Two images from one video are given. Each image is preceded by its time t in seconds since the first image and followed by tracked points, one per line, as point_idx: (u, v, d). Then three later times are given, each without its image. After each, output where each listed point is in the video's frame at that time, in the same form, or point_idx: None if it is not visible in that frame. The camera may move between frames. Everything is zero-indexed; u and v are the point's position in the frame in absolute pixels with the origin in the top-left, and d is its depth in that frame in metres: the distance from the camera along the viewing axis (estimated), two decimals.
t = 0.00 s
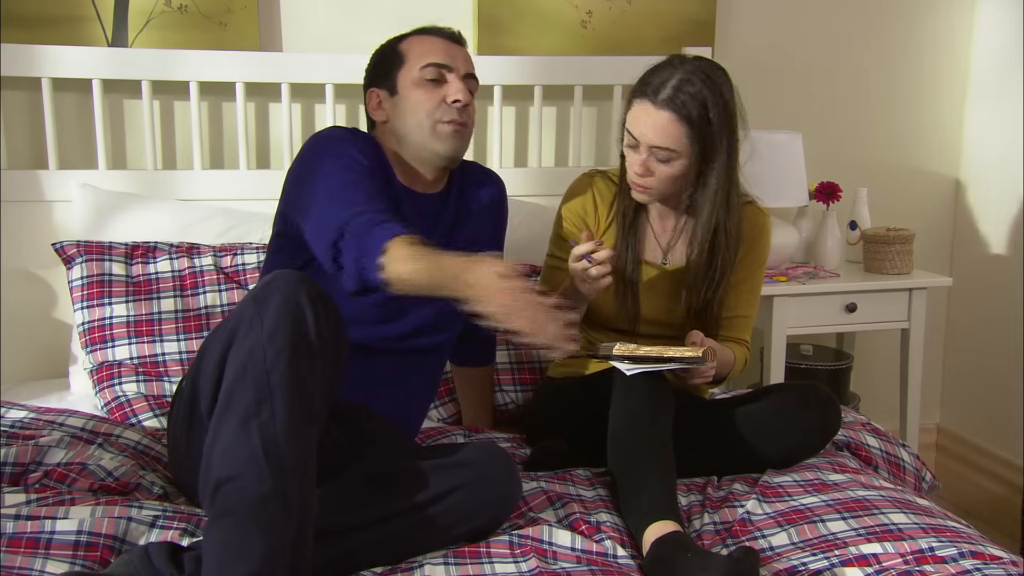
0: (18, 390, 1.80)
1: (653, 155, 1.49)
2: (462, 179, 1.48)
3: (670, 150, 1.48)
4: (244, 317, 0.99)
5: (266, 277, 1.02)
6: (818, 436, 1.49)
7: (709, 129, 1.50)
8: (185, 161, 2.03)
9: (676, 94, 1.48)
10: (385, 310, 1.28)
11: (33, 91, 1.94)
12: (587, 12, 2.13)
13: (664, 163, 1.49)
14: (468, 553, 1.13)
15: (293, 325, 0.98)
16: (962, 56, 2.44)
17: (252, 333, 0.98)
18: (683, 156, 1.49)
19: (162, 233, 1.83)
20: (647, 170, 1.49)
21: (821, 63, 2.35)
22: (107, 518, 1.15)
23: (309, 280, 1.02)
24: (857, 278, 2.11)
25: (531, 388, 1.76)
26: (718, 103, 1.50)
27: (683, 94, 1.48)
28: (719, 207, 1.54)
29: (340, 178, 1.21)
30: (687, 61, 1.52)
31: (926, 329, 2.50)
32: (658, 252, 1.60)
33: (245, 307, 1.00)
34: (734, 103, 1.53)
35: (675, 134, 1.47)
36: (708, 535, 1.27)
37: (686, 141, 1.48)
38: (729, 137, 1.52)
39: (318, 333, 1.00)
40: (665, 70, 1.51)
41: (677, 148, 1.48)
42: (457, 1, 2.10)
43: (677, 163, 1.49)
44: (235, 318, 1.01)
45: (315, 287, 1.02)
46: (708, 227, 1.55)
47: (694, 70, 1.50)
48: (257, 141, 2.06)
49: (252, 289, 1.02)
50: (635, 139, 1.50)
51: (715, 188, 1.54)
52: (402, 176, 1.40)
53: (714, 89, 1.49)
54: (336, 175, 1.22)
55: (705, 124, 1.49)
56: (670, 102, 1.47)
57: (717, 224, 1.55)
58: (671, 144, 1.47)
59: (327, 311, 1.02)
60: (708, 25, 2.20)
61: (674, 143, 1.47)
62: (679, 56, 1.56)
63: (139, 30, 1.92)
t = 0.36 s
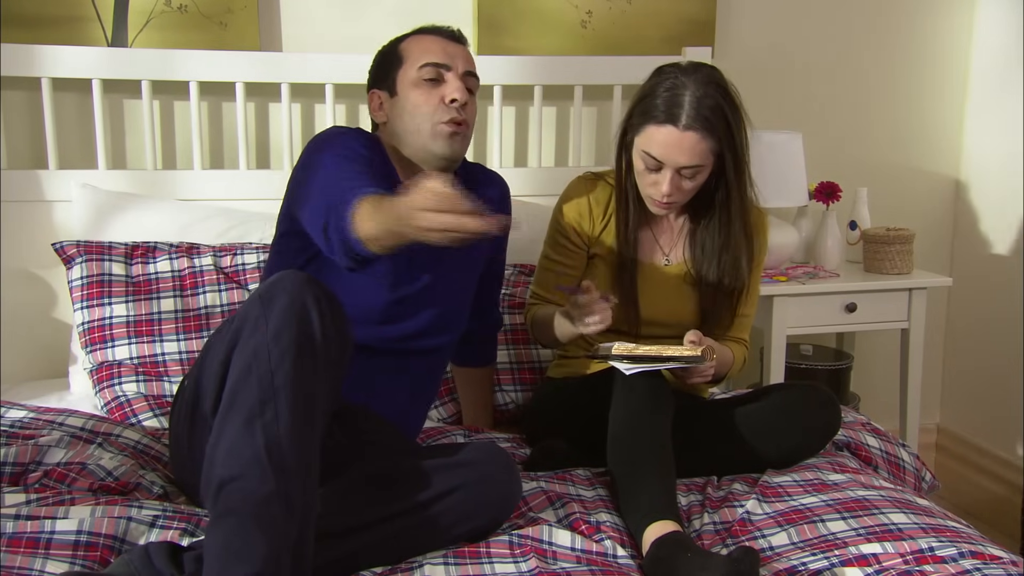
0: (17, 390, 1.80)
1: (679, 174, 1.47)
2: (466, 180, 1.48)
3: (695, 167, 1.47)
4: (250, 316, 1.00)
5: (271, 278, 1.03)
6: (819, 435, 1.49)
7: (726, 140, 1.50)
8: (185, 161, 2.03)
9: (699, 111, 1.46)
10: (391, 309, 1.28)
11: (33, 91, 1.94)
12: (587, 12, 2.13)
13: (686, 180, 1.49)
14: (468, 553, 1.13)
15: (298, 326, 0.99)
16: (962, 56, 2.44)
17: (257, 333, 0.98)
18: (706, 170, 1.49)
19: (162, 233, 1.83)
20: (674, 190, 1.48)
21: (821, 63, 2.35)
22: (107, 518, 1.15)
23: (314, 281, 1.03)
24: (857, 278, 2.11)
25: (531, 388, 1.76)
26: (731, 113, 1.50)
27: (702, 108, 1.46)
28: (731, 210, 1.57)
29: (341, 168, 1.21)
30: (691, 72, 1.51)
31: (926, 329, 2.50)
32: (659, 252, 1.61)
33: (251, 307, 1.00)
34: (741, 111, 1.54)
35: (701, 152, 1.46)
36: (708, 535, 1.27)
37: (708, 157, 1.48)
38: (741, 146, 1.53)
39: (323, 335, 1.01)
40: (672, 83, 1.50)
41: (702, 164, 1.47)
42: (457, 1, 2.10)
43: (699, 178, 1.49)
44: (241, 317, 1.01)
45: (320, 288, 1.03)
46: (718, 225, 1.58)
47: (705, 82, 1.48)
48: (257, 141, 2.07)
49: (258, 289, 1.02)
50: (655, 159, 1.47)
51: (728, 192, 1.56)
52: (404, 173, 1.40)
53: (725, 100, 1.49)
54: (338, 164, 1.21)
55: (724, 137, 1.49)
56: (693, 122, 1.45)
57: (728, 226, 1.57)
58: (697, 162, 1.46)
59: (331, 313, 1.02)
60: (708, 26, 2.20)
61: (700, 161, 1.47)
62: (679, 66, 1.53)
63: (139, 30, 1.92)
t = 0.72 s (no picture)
0: (17, 390, 1.80)
1: (676, 180, 1.47)
2: (471, 183, 1.47)
3: (692, 173, 1.47)
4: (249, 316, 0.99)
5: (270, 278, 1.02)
6: (818, 436, 1.49)
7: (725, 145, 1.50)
8: (185, 161, 2.03)
9: (699, 116, 1.46)
10: (384, 314, 1.31)
11: (33, 91, 1.94)
12: (587, 12, 2.13)
13: (683, 185, 1.49)
14: (468, 554, 1.12)
15: (298, 326, 0.98)
16: (962, 56, 2.44)
17: (257, 332, 0.98)
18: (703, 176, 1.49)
19: (162, 233, 1.83)
20: (670, 194, 1.48)
21: (820, 63, 2.35)
22: (106, 518, 1.14)
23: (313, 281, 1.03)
24: (857, 278, 2.11)
25: (530, 388, 1.76)
26: (729, 117, 1.50)
27: (703, 114, 1.46)
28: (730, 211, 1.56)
29: (321, 177, 1.21)
30: (693, 75, 1.51)
31: (926, 329, 2.50)
32: (658, 255, 1.61)
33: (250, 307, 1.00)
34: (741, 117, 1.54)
35: (698, 158, 1.46)
36: (707, 535, 1.27)
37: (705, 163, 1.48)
38: (739, 151, 1.53)
39: (322, 334, 1.00)
40: (673, 87, 1.49)
41: (699, 170, 1.47)
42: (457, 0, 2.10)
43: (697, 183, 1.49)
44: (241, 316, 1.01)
45: (319, 288, 1.02)
46: (715, 229, 1.57)
47: (706, 87, 1.48)
48: (257, 141, 2.06)
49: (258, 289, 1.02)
50: (653, 163, 1.47)
51: (725, 196, 1.56)
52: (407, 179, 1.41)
53: (726, 107, 1.49)
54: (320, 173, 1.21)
55: (721, 142, 1.49)
56: (692, 127, 1.45)
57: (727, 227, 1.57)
58: (695, 168, 1.47)
59: (330, 312, 1.02)
60: (708, 25, 2.20)
61: (697, 167, 1.47)
62: (680, 69, 1.53)
63: (139, 30, 1.92)
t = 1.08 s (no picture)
0: (17, 390, 1.80)
1: (670, 182, 1.47)
2: (471, 185, 1.47)
3: (686, 176, 1.47)
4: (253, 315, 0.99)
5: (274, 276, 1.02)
6: (817, 435, 1.49)
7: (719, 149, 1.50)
8: (185, 161, 2.04)
9: (695, 120, 1.46)
10: (384, 313, 1.31)
11: (33, 91, 1.94)
12: (587, 12, 2.13)
13: (677, 187, 1.49)
14: (468, 554, 1.12)
15: (301, 325, 0.99)
16: (962, 56, 2.44)
17: (260, 331, 0.98)
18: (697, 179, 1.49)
19: (162, 233, 1.83)
20: (664, 196, 1.48)
21: (820, 63, 2.35)
22: (106, 518, 1.15)
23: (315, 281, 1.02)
24: (857, 278, 2.11)
25: (530, 388, 1.76)
26: (725, 121, 1.50)
27: (698, 117, 1.46)
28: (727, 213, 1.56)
29: (322, 179, 1.21)
30: (689, 78, 1.50)
31: (926, 329, 2.50)
32: (657, 256, 1.61)
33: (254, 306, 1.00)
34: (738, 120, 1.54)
35: (692, 161, 1.46)
36: (707, 535, 1.27)
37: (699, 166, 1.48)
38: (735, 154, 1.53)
39: (325, 333, 1.01)
40: (668, 89, 1.49)
41: (693, 173, 1.47)
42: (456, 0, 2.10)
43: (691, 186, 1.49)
44: (244, 316, 1.01)
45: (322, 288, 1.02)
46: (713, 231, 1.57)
47: (703, 90, 1.48)
48: (257, 141, 2.07)
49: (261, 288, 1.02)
50: (647, 166, 1.47)
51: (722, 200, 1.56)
52: (407, 181, 1.41)
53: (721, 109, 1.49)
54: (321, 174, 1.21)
55: (717, 145, 1.49)
56: (686, 130, 1.45)
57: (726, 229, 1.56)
58: (689, 171, 1.46)
59: (334, 312, 1.02)
60: (708, 26, 2.20)
61: (691, 170, 1.47)
62: (678, 71, 1.53)
63: (139, 30, 1.92)
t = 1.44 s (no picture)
0: (17, 390, 1.80)
1: (648, 160, 1.47)
2: (469, 185, 1.47)
3: (664, 154, 1.46)
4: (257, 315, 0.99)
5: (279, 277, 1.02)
6: (817, 436, 1.49)
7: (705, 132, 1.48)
8: (185, 161, 2.03)
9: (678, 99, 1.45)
10: (384, 313, 1.32)
11: (33, 91, 1.94)
12: (587, 12, 2.13)
13: (658, 168, 1.48)
14: (468, 554, 1.12)
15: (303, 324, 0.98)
16: (962, 56, 2.44)
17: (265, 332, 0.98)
18: (679, 159, 1.47)
19: (162, 233, 1.83)
20: (643, 174, 1.48)
21: (820, 64, 2.35)
22: (106, 518, 1.14)
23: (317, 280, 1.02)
24: (857, 278, 2.11)
25: (530, 388, 1.76)
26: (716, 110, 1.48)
27: (682, 97, 1.46)
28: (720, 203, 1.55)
29: (320, 181, 1.21)
30: (685, 64, 1.49)
31: (926, 329, 2.50)
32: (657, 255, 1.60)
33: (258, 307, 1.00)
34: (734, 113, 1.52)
35: (669, 137, 1.46)
36: (708, 535, 1.27)
37: (683, 149, 1.47)
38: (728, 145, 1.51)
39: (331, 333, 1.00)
40: (660, 73, 1.49)
41: (673, 152, 1.47)
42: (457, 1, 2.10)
43: (673, 168, 1.48)
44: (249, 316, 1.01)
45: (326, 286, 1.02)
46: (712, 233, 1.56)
47: (695, 74, 1.47)
48: (257, 141, 2.07)
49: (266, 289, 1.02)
50: (630, 143, 1.49)
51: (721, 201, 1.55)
52: (407, 181, 1.41)
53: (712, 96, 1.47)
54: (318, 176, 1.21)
55: (705, 131, 1.47)
56: (667, 108, 1.46)
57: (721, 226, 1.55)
58: (668, 149, 1.46)
59: (339, 313, 1.02)
60: (708, 26, 2.20)
61: (669, 147, 1.46)
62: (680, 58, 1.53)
63: (139, 30, 1.92)
